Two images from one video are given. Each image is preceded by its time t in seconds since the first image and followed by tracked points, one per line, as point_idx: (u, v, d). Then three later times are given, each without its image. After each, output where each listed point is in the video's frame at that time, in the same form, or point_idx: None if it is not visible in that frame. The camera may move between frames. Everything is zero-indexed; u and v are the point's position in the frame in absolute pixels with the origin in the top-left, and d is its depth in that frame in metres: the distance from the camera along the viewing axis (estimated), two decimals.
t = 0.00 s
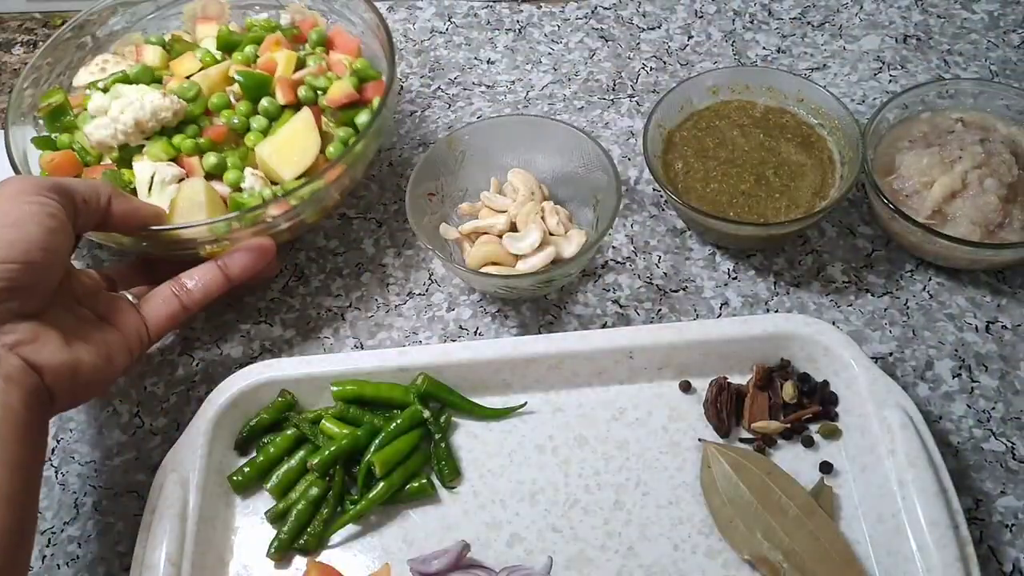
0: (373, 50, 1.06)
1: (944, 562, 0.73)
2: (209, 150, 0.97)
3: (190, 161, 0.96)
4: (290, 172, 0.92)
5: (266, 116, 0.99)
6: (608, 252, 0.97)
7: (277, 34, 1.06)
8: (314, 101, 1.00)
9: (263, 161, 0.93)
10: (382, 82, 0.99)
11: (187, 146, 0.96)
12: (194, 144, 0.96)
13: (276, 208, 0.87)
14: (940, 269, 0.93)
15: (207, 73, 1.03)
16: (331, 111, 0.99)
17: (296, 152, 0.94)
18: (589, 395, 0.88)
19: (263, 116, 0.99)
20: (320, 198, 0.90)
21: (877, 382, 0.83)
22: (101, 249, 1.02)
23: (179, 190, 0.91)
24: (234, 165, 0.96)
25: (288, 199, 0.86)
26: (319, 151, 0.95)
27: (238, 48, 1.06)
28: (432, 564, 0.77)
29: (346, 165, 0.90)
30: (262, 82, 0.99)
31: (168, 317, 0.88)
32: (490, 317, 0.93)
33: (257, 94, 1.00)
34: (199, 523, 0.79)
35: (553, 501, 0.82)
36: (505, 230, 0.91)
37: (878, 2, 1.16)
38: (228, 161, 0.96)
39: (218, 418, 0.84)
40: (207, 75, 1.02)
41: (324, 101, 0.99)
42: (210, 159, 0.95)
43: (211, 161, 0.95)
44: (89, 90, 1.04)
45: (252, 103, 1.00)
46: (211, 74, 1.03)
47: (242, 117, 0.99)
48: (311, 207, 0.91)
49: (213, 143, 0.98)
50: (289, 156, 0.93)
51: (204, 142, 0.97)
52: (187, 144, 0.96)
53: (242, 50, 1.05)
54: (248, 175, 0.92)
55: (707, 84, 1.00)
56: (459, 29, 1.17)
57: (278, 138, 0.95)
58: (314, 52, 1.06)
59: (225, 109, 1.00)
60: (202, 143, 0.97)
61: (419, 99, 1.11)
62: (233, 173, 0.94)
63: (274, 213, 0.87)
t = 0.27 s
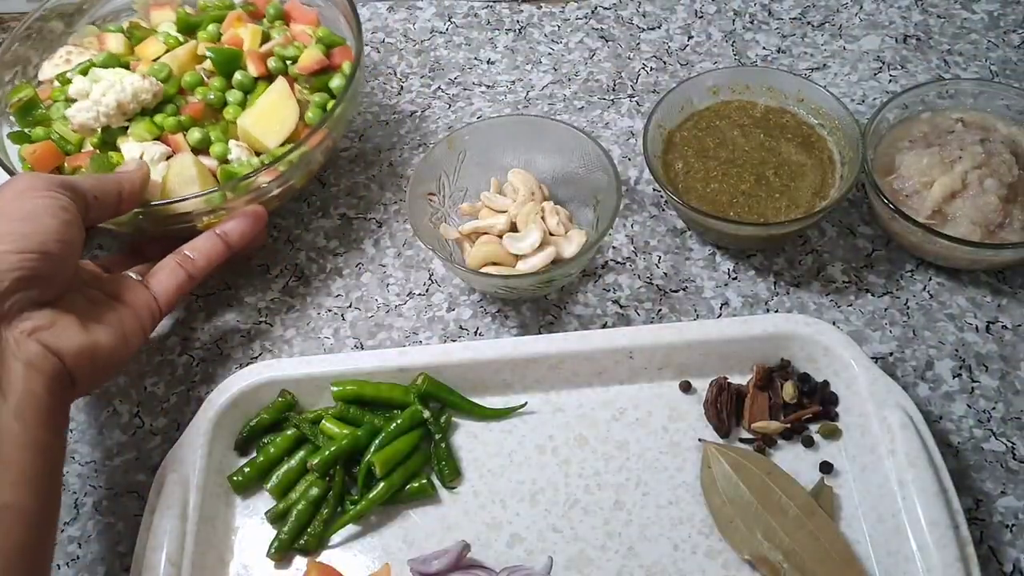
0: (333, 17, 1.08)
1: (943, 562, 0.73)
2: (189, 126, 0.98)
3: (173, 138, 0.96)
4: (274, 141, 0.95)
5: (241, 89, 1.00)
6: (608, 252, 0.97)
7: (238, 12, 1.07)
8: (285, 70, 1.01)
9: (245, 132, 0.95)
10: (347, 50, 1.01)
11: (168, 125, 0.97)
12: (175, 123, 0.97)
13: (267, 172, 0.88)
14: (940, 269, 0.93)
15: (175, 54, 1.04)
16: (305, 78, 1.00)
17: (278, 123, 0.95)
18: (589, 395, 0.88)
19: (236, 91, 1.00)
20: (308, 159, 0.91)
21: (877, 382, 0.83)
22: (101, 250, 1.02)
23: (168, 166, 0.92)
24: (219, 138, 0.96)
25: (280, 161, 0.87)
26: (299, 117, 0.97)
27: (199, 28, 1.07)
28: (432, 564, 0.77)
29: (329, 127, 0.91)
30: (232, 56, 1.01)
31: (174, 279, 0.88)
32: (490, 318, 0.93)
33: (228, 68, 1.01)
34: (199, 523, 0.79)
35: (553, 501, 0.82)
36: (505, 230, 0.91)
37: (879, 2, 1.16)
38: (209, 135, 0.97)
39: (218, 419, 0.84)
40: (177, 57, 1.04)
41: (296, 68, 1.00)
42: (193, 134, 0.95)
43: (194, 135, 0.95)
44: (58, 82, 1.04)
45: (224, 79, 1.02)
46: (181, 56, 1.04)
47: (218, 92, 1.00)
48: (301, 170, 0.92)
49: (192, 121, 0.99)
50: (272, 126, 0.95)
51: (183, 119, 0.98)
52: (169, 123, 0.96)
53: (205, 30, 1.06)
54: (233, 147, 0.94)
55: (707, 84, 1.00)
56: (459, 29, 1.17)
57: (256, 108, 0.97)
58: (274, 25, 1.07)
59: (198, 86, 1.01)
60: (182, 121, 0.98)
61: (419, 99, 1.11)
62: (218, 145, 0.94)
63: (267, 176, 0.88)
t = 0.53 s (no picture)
0: (333, 23, 1.08)
1: (944, 562, 0.73)
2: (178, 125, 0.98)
3: (160, 135, 0.96)
4: (259, 145, 0.95)
5: (233, 90, 1.00)
6: (609, 252, 0.97)
7: (238, 11, 1.07)
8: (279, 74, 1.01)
9: (232, 134, 0.95)
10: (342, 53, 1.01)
11: (157, 122, 0.97)
12: (165, 120, 0.97)
13: (249, 178, 0.89)
14: (940, 269, 0.93)
15: (172, 52, 1.04)
16: (297, 82, 1.00)
17: (265, 127, 0.96)
18: (589, 395, 0.88)
19: (229, 92, 1.00)
20: (290, 167, 0.92)
21: (877, 382, 0.83)
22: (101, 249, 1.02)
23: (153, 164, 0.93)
24: (205, 139, 0.96)
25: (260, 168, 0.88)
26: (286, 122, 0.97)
27: (199, 25, 1.07)
28: (432, 564, 0.77)
29: (314, 134, 0.92)
30: (227, 56, 1.01)
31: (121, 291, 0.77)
32: (490, 318, 0.93)
33: (222, 68, 1.01)
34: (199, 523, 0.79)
35: (553, 501, 0.82)
36: (505, 230, 0.91)
37: (879, 2, 1.16)
38: (196, 134, 0.97)
39: (218, 419, 0.84)
40: (172, 54, 1.04)
41: (289, 73, 0.99)
42: (180, 133, 0.96)
43: (180, 135, 0.96)
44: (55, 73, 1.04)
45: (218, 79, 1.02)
46: (177, 53, 1.04)
47: (209, 93, 1.00)
48: (282, 176, 0.92)
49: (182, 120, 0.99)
50: (258, 131, 0.95)
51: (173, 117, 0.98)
52: (157, 120, 0.97)
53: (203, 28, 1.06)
54: (219, 148, 0.94)
55: (707, 84, 1.00)
56: (459, 29, 1.17)
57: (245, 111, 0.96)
58: (274, 26, 1.07)
59: (192, 85, 1.01)
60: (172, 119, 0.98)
61: (419, 99, 1.11)
62: (204, 146, 0.95)
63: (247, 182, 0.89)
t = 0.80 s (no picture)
0: (333, 23, 1.08)
1: (943, 562, 0.73)
2: (178, 125, 0.98)
3: (160, 135, 0.97)
4: (260, 145, 0.95)
5: (232, 90, 1.00)
6: (609, 252, 0.97)
7: (238, 11, 1.07)
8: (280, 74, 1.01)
9: (231, 134, 0.95)
10: (342, 53, 1.01)
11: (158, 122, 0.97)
12: (165, 121, 0.97)
13: (249, 178, 0.89)
14: (940, 269, 0.93)
15: (172, 52, 1.04)
16: (297, 82, 1.00)
17: (265, 128, 0.96)
18: (589, 395, 0.88)
19: (229, 92, 1.00)
20: (290, 167, 0.92)
21: (877, 383, 0.83)
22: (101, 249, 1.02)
23: (154, 163, 0.93)
24: (205, 139, 0.97)
25: (261, 167, 0.89)
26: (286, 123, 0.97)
27: (199, 26, 1.07)
28: (432, 564, 0.77)
29: (314, 134, 0.92)
30: (227, 56, 1.01)
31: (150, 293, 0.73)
32: (490, 318, 0.93)
33: (222, 68, 1.01)
34: (199, 523, 0.79)
35: (553, 501, 0.82)
36: (505, 230, 0.91)
37: (879, 2, 1.16)
38: (196, 134, 0.97)
39: (218, 419, 0.84)
40: (173, 54, 1.04)
41: (289, 73, 1.00)
42: (180, 134, 0.96)
43: (181, 135, 0.96)
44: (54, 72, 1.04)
45: (218, 79, 1.02)
46: (177, 53, 1.04)
47: (209, 93, 1.00)
48: (282, 176, 0.93)
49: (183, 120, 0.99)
50: (259, 130, 0.95)
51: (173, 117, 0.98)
52: (157, 120, 0.97)
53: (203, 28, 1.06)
54: (219, 149, 0.95)
55: (707, 84, 1.00)
56: (459, 29, 1.17)
57: (245, 111, 0.96)
58: (274, 26, 1.07)
59: (192, 85, 1.02)
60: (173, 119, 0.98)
61: (419, 99, 1.11)
62: (204, 147, 0.95)
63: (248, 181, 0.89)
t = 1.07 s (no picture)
0: (334, 23, 1.08)
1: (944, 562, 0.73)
2: (178, 125, 0.98)
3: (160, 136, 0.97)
4: (260, 145, 0.95)
5: (232, 90, 1.00)
6: (609, 252, 0.97)
7: (238, 11, 1.07)
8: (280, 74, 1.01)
9: (232, 134, 0.95)
10: (342, 54, 1.01)
11: (158, 123, 0.97)
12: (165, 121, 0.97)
13: (249, 178, 0.89)
14: (940, 270, 0.93)
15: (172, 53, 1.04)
16: (297, 82, 1.00)
17: (265, 128, 0.96)
18: (589, 395, 0.88)
19: (230, 93, 1.00)
20: (290, 167, 0.92)
21: (877, 383, 0.83)
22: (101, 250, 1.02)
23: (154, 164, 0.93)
24: (205, 138, 0.97)
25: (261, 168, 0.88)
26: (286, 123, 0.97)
27: (199, 26, 1.07)
28: (432, 564, 0.77)
29: (314, 134, 0.92)
30: (227, 57, 1.01)
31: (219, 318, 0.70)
32: (490, 318, 0.93)
33: (222, 69, 1.01)
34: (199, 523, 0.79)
35: (553, 501, 0.82)
36: (505, 230, 0.91)
37: (879, 2, 1.16)
38: (196, 134, 0.97)
39: (218, 419, 0.84)
40: (173, 54, 1.04)
41: (289, 73, 1.00)
42: (180, 134, 0.96)
43: (181, 136, 0.96)
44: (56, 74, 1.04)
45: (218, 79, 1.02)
46: (177, 53, 1.04)
47: (209, 93, 1.00)
48: (282, 176, 0.93)
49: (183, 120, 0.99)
50: (259, 131, 0.95)
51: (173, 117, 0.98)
52: (157, 120, 0.97)
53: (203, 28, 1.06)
54: (219, 149, 0.95)
55: (707, 84, 1.00)
56: (459, 29, 1.17)
57: (244, 111, 0.96)
58: (274, 27, 1.07)
59: (192, 85, 1.02)
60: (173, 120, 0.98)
61: (419, 99, 1.11)
62: (204, 147, 0.95)
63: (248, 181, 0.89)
